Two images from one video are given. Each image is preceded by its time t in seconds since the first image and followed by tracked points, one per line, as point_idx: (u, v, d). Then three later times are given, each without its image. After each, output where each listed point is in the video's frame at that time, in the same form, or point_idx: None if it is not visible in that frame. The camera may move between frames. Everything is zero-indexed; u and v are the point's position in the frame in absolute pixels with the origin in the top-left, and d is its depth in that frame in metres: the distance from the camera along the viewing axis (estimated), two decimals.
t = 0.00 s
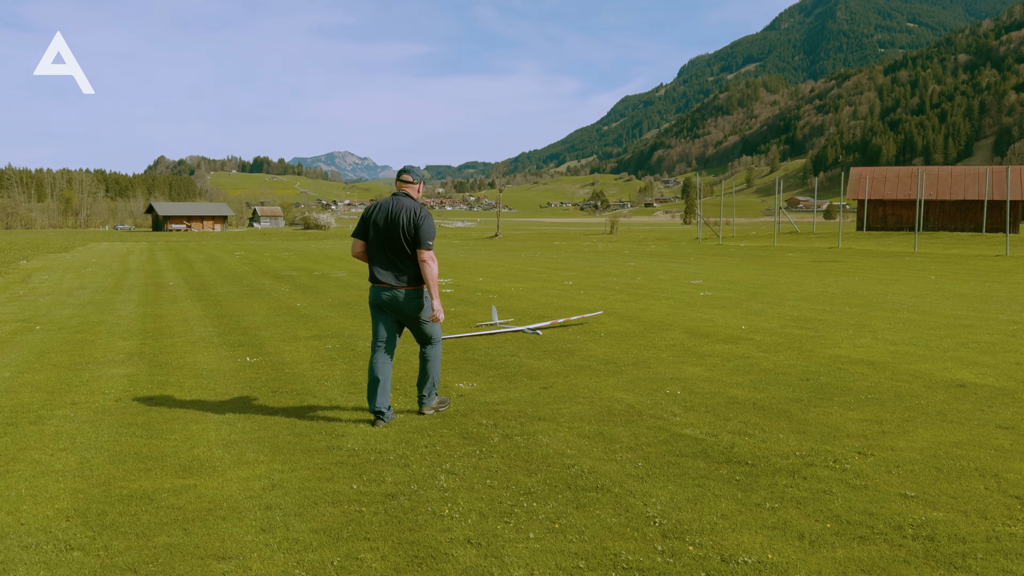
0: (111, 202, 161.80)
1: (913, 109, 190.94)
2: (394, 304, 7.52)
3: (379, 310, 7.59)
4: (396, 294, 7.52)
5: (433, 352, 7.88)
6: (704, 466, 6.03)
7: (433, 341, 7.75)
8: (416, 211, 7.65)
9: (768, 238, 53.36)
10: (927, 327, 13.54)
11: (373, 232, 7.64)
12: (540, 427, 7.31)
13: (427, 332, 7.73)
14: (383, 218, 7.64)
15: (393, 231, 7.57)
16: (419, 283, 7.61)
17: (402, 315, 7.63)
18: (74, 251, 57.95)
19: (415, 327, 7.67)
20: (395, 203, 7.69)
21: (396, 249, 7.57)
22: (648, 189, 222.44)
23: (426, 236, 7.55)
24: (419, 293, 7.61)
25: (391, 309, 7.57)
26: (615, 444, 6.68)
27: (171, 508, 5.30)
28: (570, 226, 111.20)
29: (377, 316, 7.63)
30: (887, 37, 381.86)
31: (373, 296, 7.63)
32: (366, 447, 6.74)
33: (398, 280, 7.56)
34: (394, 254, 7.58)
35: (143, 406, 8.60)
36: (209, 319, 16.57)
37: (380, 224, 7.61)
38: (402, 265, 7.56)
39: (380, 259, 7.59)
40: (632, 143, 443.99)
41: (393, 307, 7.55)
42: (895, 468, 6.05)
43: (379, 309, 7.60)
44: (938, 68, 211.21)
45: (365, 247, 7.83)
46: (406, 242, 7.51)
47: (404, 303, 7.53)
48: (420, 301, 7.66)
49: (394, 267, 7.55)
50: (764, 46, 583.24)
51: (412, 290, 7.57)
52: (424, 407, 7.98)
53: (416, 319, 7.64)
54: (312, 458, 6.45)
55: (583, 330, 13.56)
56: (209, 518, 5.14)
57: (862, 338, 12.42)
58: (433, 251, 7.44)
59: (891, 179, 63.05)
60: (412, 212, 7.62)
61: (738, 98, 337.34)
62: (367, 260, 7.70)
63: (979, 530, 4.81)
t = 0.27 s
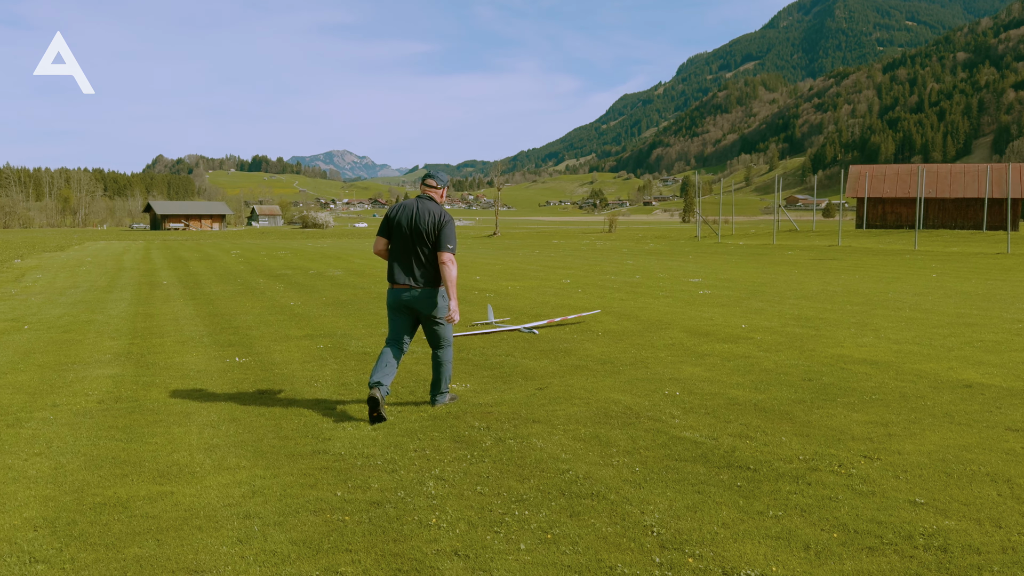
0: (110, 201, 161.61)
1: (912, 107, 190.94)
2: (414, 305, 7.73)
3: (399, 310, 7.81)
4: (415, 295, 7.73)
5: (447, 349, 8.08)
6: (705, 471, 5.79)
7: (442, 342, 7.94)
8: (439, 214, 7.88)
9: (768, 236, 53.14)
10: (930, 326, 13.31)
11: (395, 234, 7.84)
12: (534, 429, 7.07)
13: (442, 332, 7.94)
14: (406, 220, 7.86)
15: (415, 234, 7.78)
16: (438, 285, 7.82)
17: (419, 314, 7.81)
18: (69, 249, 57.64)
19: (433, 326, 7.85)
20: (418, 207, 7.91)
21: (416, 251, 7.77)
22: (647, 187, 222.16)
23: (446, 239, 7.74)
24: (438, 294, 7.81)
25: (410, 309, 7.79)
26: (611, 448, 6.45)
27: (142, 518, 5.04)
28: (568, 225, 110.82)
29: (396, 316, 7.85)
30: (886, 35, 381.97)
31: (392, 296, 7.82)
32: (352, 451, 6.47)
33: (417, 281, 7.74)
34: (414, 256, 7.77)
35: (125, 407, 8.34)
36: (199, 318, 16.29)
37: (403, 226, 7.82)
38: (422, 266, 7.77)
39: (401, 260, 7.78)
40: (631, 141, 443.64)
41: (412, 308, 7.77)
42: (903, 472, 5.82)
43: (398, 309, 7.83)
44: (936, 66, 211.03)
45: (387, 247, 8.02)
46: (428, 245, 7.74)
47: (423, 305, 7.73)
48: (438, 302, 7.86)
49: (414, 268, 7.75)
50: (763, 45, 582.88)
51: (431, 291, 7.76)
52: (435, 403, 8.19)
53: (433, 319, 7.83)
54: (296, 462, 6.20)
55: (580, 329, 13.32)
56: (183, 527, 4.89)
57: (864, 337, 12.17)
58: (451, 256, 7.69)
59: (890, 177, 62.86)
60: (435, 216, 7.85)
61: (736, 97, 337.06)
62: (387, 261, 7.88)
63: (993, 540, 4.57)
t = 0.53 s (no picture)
0: (109, 200, 161.26)
1: (911, 106, 190.82)
2: (423, 293, 8.00)
3: (411, 299, 8.16)
4: (424, 284, 8.01)
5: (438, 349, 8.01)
6: (700, 481, 5.54)
7: (433, 338, 7.98)
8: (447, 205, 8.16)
9: (767, 235, 52.93)
10: (932, 326, 13.04)
11: (402, 227, 8.05)
12: (525, 435, 6.81)
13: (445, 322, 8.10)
14: (412, 213, 8.06)
15: (423, 226, 8.02)
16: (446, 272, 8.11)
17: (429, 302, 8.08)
18: (66, 248, 57.31)
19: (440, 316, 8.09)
20: (425, 199, 8.12)
21: (425, 243, 8.04)
22: (646, 186, 222.00)
23: (459, 229, 8.19)
24: (445, 282, 8.06)
25: (419, 298, 8.08)
26: (604, 455, 6.19)
27: (107, 533, 4.78)
28: (567, 223, 110.48)
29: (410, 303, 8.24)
30: (885, 34, 381.87)
31: (404, 285, 8.17)
32: (334, 460, 6.22)
33: (426, 270, 8.03)
34: (423, 247, 8.04)
35: (103, 412, 8.09)
36: (190, 319, 16.04)
37: (410, 219, 8.03)
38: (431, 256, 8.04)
39: (410, 251, 8.06)
40: (631, 140, 443.45)
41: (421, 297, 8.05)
42: (908, 482, 5.58)
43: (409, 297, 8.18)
44: (936, 65, 210.73)
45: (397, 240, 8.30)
46: (438, 236, 8.03)
47: (431, 293, 8.01)
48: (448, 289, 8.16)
49: (424, 258, 8.03)
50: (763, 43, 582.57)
51: (439, 279, 8.03)
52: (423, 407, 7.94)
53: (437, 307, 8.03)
54: (274, 472, 5.93)
55: (575, 330, 13.05)
56: (150, 544, 4.64)
57: (866, 338, 11.92)
58: (474, 242, 8.31)
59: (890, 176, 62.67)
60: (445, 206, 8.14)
61: (736, 96, 336.92)
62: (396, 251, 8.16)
63: (1005, 557, 4.33)
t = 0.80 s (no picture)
0: (108, 200, 161.04)
1: (910, 105, 190.77)
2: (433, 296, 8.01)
3: (421, 302, 8.17)
4: (434, 287, 8.01)
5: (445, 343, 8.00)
6: (698, 492, 5.33)
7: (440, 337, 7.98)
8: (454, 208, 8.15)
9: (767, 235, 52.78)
10: (935, 328, 12.83)
11: (410, 233, 8.06)
12: (517, 442, 6.61)
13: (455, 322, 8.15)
14: (420, 218, 8.06)
15: (430, 230, 8.01)
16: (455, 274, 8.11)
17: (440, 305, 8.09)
18: (62, 248, 57.08)
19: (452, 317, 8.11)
20: (430, 203, 8.09)
21: (433, 246, 8.02)
22: (646, 186, 221.78)
23: (466, 231, 8.14)
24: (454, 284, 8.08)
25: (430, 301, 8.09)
26: (599, 464, 5.99)
27: (77, 549, 4.57)
28: (567, 223, 110.27)
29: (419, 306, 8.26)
30: (885, 34, 381.95)
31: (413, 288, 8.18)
32: (320, 469, 6.02)
33: (434, 273, 8.01)
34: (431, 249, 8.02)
35: (85, 417, 7.87)
36: (182, 320, 15.81)
37: (417, 224, 8.02)
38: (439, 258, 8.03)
39: (418, 255, 8.05)
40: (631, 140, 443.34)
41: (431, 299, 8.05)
42: (914, 491, 5.38)
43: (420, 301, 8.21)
44: (935, 65, 210.50)
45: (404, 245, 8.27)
46: (447, 239, 8.02)
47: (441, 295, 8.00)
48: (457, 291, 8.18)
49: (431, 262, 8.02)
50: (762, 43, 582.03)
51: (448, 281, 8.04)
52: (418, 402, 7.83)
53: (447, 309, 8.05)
54: (256, 482, 5.73)
55: (572, 332, 12.85)
56: (121, 561, 4.43)
57: (868, 340, 11.70)
58: (482, 243, 8.23)
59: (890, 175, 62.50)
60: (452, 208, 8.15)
61: (735, 95, 336.89)
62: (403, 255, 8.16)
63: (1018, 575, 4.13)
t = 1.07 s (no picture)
0: (108, 199, 160.69)
1: (911, 106, 190.45)
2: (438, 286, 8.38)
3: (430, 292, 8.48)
4: (439, 278, 8.39)
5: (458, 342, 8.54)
6: (703, 501, 5.11)
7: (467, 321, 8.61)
8: (459, 201, 8.59)
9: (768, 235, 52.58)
10: (940, 328, 12.60)
11: (417, 224, 8.53)
12: (514, 448, 6.39)
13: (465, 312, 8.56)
14: (429, 211, 8.53)
15: (440, 221, 8.46)
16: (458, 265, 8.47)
17: (447, 295, 8.47)
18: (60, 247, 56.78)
19: (459, 306, 8.50)
20: (437, 194, 8.55)
21: (441, 237, 8.44)
22: (646, 186, 221.45)
23: (469, 222, 8.51)
24: (459, 276, 8.44)
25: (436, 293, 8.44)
26: (598, 471, 5.76)
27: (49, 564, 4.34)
28: (567, 223, 109.93)
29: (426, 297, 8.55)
30: (885, 34, 381.45)
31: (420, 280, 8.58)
32: (309, 476, 5.80)
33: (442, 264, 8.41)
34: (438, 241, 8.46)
35: (69, 422, 7.64)
36: (175, 321, 15.60)
37: (425, 214, 8.51)
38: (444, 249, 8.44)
39: (424, 246, 8.48)
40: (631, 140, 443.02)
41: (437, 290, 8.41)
42: (928, 501, 5.16)
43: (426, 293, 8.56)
44: (936, 65, 210.16)
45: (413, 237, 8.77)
46: (451, 230, 8.43)
47: (448, 286, 8.38)
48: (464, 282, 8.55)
49: (436, 253, 8.43)
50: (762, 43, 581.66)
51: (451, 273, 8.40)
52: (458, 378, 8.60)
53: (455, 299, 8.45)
54: (241, 490, 5.52)
55: (571, 333, 12.63)
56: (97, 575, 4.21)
57: (872, 342, 11.47)
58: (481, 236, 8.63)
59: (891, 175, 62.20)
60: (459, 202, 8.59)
61: (736, 95, 336.56)
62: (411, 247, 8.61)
63: None
